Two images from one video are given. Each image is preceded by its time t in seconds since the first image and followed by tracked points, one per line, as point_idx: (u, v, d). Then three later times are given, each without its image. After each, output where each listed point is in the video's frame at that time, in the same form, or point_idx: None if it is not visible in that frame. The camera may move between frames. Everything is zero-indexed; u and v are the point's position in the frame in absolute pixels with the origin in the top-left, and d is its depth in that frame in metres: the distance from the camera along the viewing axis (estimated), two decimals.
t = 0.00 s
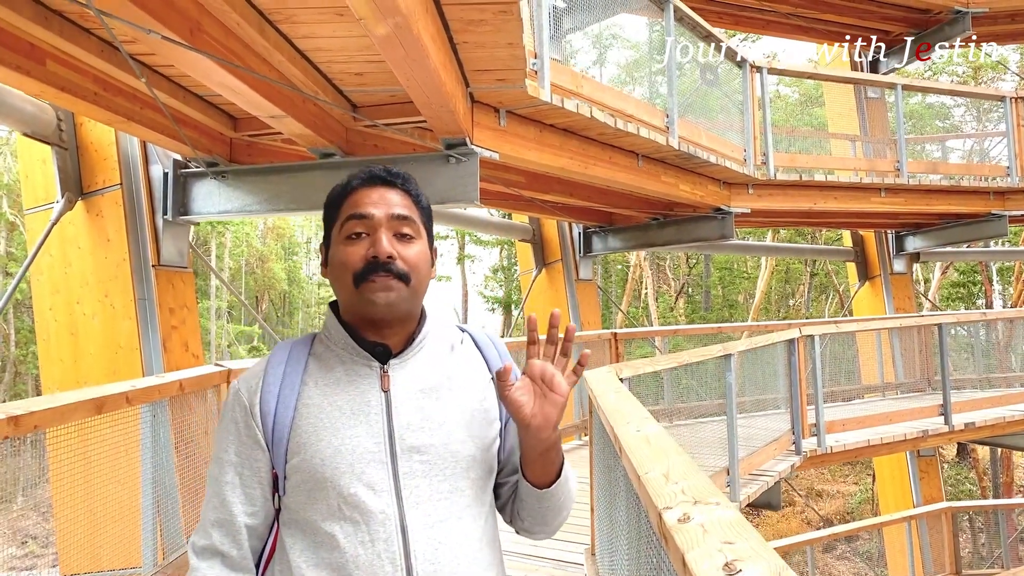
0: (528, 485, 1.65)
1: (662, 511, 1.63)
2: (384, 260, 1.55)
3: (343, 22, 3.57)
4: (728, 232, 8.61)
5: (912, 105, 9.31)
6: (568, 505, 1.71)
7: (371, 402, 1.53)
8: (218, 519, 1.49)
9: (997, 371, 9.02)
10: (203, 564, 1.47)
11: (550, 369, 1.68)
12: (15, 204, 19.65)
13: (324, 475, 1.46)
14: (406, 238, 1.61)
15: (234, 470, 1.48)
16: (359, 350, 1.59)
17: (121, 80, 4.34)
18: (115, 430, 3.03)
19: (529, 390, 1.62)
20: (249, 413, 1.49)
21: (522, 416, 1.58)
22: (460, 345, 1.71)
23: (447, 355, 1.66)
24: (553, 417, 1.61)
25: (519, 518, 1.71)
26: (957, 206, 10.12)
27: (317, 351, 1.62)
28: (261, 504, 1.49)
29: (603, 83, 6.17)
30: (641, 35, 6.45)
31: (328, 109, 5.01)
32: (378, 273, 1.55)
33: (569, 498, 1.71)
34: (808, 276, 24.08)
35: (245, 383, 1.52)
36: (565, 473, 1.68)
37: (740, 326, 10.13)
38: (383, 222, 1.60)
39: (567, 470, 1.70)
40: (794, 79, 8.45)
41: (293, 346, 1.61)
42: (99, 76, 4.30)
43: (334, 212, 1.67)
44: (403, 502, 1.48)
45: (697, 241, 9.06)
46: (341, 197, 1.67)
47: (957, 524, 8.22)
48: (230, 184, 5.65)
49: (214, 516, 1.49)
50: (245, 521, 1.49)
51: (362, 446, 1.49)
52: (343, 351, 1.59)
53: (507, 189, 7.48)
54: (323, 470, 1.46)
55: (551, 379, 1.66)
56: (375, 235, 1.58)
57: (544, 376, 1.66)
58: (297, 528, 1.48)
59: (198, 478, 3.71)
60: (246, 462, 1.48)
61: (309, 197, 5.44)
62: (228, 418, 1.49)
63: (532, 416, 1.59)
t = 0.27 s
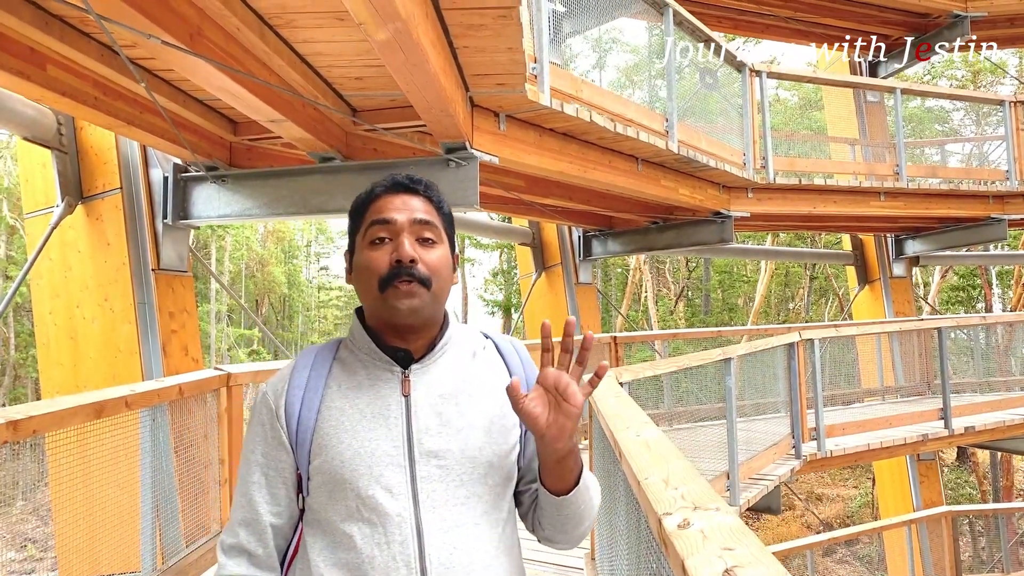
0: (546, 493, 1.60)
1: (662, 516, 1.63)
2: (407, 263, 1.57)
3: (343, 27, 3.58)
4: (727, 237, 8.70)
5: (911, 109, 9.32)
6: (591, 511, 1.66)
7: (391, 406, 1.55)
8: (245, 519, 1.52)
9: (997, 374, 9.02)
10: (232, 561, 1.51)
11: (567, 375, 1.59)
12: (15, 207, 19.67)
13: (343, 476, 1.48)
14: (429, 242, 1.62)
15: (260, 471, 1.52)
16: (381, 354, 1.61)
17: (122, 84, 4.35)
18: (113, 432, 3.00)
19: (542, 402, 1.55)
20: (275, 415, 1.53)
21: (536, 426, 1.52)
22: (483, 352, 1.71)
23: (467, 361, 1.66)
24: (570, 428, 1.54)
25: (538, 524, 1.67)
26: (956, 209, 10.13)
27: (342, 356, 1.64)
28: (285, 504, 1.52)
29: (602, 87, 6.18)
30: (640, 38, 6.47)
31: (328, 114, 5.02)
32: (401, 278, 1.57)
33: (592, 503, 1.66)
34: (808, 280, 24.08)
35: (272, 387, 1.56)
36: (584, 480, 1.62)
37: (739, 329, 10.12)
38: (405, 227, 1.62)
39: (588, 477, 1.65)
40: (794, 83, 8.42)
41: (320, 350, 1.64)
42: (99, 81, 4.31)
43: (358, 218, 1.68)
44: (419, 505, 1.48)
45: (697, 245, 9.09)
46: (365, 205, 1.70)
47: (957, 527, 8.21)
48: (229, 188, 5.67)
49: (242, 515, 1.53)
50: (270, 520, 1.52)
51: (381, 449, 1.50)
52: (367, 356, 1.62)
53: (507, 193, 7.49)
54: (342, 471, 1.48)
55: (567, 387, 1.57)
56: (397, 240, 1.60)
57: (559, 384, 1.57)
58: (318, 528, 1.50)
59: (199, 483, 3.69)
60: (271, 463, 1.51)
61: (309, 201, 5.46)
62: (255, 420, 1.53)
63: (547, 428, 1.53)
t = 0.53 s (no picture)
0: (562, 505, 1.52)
1: (658, 528, 1.62)
2: (423, 278, 1.56)
3: (341, 35, 3.58)
4: (727, 243, 8.66)
5: (909, 115, 9.33)
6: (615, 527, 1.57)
7: (406, 416, 1.54)
8: (259, 521, 1.52)
9: (997, 381, 9.01)
10: (245, 562, 1.52)
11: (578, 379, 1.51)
12: (15, 213, 19.68)
13: (356, 484, 1.48)
14: (446, 256, 1.62)
15: (275, 474, 1.52)
16: (398, 365, 1.60)
17: (119, 91, 4.35)
18: (112, 439, 2.98)
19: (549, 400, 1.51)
20: (292, 419, 1.53)
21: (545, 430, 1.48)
22: (498, 366, 1.68)
23: (482, 375, 1.63)
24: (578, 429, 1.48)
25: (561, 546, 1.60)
26: (955, 216, 10.14)
27: (360, 363, 1.64)
28: (299, 508, 1.52)
29: (601, 94, 6.18)
30: (640, 44, 6.48)
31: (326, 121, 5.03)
32: (418, 293, 1.57)
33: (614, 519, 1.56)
34: (808, 286, 24.07)
35: (291, 391, 1.57)
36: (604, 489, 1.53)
37: (739, 335, 10.11)
38: (421, 241, 1.61)
39: (608, 488, 1.56)
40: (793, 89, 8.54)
41: (338, 357, 1.65)
42: (97, 88, 4.31)
43: (376, 232, 1.68)
44: (429, 518, 1.46)
45: (697, 251, 9.07)
46: (382, 218, 1.69)
47: (957, 534, 8.18)
48: (227, 195, 5.70)
49: (256, 517, 1.53)
50: (283, 523, 1.52)
51: (393, 459, 1.49)
52: (384, 366, 1.60)
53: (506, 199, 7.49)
54: (355, 478, 1.48)
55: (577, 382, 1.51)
56: (414, 254, 1.60)
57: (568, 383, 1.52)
58: (330, 534, 1.50)
59: (197, 490, 3.68)
60: (286, 466, 1.52)
61: (307, 208, 5.48)
62: (273, 423, 1.54)
63: (554, 429, 1.48)
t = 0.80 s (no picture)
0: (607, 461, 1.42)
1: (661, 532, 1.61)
2: (454, 285, 1.58)
3: (342, 39, 3.59)
4: (727, 247, 8.64)
5: (910, 119, 9.35)
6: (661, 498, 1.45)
7: (428, 419, 1.54)
8: (276, 517, 1.50)
9: (998, 385, 8.99)
10: (260, 559, 1.50)
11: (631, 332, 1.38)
12: (15, 217, 19.68)
13: (376, 483, 1.47)
14: (476, 264, 1.62)
15: (295, 470, 1.51)
16: (421, 369, 1.61)
17: (120, 95, 4.35)
18: (112, 443, 2.97)
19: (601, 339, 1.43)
20: (315, 416, 1.53)
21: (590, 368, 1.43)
22: (513, 372, 1.69)
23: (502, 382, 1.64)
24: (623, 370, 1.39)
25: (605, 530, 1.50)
26: (955, 220, 10.15)
27: (383, 364, 1.64)
28: (317, 506, 1.51)
29: (602, 98, 6.18)
30: (640, 48, 6.51)
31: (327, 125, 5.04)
32: (448, 299, 1.58)
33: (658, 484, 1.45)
34: (808, 290, 24.06)
35: (314, 388, 1.57)
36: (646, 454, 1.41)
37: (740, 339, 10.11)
38: (453, 248, 1.62)
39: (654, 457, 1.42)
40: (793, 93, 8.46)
41: (362, 357, 1.65)
42: (98, 92, 4.32)
43: (409, 235, 1.68)
44: (448, 520, 1.46)
45: (697, 255, 9.07)
46: (413, 223, 1.69)
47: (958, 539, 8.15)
48: (228, 199, 5.72)
49: (273, 513, 1.51)
50: (301, 521, 1.50)
51: (415, 460, 1.49)
52: (407, 368, 1.61)
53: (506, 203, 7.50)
54: (376, 478, 1.47)
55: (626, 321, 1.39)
56: (445, 261, 1.61)
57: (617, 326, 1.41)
58: (347, 533, 1.49)
59: (197, 494, 3.67)
60: (307, 464, 1.51)
61: (309, 212, 5.49)
62: (295, 419, 1.53)
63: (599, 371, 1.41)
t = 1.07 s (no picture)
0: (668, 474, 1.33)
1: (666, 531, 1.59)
2: (461, 282, 1.57)
3: (344, 38, 3.58)
4: (729, 248, 8.66)
5: (912, 121, 9.34)
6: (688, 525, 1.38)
7: (436, 417, 1.53)
8: (284, 516, 1.50)
9: (1001, 387, 8.97)
10: (269, 557, 1.49)
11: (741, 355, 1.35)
12: (16, 219, 19.71)
13: (383, 482, 1.46)
14: (485, 261, 1.61)
15: (303, 469, 1.50)
16: (430, 367, 1.59)
17: (122, 95, 4.35)
18: (114, 444, 2.95)
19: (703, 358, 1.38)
20: (322, 415, 1.52)
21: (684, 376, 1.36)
22: (525, 373, 1.67)
23: (512, 381, 1.62)
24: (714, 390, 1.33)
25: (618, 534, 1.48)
26: (957, 221, 10.14)
27: (392, 362, 1.63)
28: (324, 506, 1.50)
29: (604, 99, 6.18)
30: (642, 51, 6.51)
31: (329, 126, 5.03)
32: (455, 296, 1.57)
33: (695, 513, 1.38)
34: (810, 292, 24.03)
35: (323, 386, 1.57)
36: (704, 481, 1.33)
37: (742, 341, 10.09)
38: (461, 245, 1.60)
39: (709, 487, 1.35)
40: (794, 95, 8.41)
41: (371, 355, 1.64)
42: (100, 92, 4.31)
43: (416, 230, 1.67)
44: (455, 520, 1.44)
45: (700, 257, 9.06)
46: (421, 219, 1.67)
47: (961, 541, 8.12)
48: (230, 199, 5.74)
49: (281, 512, 1.50)
50: (308, 520, 1.49)
51: (422, 459, 1.48)
52: (414, 366, 1.60)
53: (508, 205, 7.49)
54: (383, 477, 1.46)
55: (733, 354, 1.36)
56: (453, 257, 1.59)
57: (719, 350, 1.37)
58: (354, 532, 1.47)
59: (198, 496, 3.65)
60: (313, 462, 1.50)
61: (310, 213, 5.49)
62: (303, 417, 1.52)
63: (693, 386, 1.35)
